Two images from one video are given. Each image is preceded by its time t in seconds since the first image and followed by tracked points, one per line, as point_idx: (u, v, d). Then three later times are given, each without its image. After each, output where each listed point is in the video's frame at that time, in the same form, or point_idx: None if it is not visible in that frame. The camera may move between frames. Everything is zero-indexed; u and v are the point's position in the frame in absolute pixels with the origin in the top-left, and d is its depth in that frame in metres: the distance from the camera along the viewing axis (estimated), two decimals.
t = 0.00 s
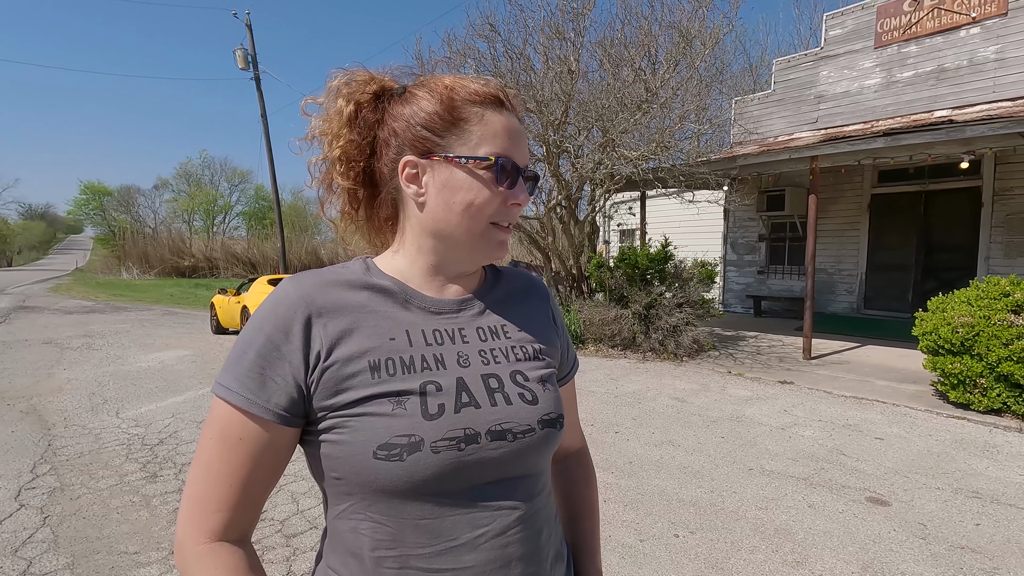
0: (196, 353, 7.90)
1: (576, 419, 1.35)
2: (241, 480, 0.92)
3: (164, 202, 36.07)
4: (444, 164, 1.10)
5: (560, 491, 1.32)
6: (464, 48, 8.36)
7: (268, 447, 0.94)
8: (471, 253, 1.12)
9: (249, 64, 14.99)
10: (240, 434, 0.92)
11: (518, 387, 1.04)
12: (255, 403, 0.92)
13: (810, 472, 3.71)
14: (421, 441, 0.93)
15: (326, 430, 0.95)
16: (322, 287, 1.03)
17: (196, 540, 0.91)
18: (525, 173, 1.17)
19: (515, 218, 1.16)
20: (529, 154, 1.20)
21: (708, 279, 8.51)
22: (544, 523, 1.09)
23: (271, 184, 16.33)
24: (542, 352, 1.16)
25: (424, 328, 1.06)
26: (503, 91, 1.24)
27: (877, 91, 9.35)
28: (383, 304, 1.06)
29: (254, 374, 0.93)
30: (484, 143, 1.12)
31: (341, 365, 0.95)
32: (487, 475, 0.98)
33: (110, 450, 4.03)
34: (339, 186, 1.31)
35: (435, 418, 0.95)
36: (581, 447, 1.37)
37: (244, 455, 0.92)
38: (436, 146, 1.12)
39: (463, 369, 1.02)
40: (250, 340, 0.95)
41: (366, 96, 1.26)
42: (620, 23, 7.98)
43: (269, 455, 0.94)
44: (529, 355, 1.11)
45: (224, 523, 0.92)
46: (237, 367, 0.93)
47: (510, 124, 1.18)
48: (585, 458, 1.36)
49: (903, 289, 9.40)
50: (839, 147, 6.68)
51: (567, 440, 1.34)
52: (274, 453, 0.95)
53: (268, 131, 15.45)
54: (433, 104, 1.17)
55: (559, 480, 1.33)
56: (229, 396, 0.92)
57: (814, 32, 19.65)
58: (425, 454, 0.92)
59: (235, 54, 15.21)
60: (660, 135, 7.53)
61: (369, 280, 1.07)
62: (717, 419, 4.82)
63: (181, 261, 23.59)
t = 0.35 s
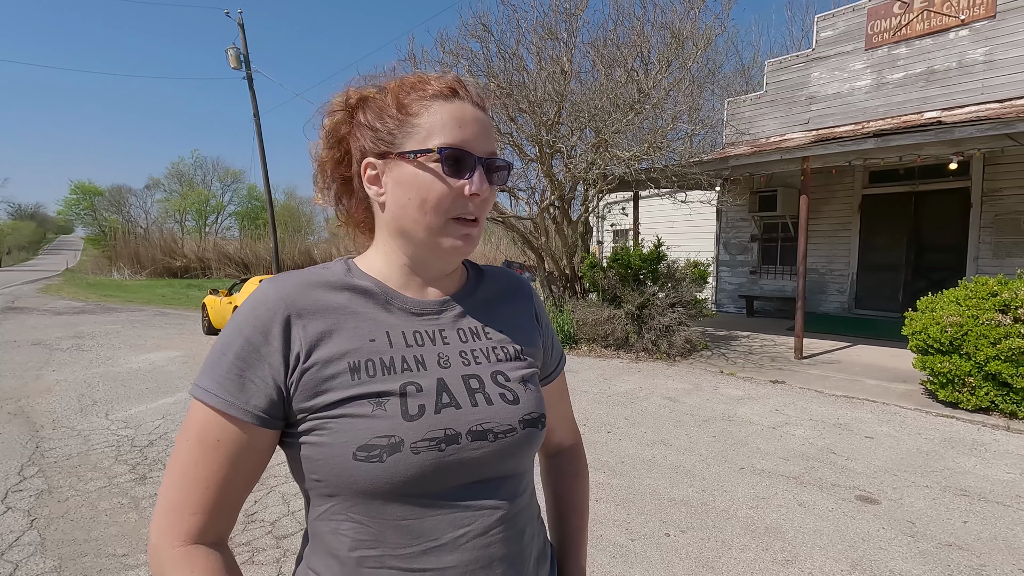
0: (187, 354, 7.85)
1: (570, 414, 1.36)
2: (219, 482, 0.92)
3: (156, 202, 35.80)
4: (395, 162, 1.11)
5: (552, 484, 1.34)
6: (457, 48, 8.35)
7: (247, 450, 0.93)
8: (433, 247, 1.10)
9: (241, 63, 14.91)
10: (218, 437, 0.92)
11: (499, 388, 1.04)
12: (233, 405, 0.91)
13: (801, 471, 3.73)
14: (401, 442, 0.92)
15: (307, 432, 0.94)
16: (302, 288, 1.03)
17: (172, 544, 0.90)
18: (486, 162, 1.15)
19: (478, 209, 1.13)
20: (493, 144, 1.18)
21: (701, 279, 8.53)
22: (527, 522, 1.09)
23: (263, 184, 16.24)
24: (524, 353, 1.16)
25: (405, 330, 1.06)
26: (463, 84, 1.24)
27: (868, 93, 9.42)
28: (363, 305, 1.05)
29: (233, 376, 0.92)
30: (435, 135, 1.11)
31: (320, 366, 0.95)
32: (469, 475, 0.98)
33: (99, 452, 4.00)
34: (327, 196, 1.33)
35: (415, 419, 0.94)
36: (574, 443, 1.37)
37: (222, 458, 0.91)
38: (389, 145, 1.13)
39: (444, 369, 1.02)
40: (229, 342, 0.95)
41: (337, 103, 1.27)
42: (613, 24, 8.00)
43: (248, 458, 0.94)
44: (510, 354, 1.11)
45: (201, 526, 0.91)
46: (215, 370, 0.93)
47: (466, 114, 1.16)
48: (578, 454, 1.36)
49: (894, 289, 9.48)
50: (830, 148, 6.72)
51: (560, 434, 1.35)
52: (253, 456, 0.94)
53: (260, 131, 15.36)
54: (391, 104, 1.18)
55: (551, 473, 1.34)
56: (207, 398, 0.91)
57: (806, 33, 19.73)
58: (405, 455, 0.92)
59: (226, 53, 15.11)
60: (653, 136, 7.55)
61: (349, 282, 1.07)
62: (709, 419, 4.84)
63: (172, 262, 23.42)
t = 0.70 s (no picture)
0: (181, 354, 7.82)
1: (552, 417, 1.36)
2: (206, 478, 0.92)
3: (150, 201, 35.59)
4: (404, 165, 1.11)
5: (536, 487, 1.34)
6: (453, 48, 8.35)
7: (232, 446, 0.94)
8: (433, 252, 1.12)
9: (236, 63, 14.87)
10: (203, 433, 0.92)
11: (480, 383, 1.05)
12: (216, 402, 0.92)
13: (793, 469, 3.76)
14: (378, 436, 0.93)
15: (286, 429, 0.95)
16: (283, 286, 1.03)
17: (162, 539, 0.91)
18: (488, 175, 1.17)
19: (478, 220, 1.15)
20: (496, 156, 1.20)
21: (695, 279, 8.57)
22: (511, 519, 1.09)
23: (258, 184, 16.19)
24: (513, 349, 1.17)
25: (386, 326, 1.06)
26: (469, 94, 1.25)
27: (861, 94, 9.48)
28: (344, 302, 1.06)
29: (216, 373, 0.93)
30: (446, 143, 1.12)
31: (300, 363, 0.96)
32: (449, 470, 0.98)
33: (92, 452, 3.99)
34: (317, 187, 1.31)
35: (393, 414, 0.95)
36: (557, 445, 1.38)
37: (207, 454, 0.92)
38: (398, 147, 1.13)
39: (424, 365, 1.03)
40: (210, 341, 0.96)
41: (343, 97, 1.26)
42: (608, 24, 8.02)
43: (234, 452, 0.94)
44: (493, 350, 1.12)
45: (190, 522, 0.92)
46: (197, 367, 0.93)
47: (474, 126, 1.18)
48: (562, 454, 1.37)
49: (886, 288, 9.54)
50: (822, 149, 6.77)
51: (543, 437, 1.35)
52: (238, 452, 0.95)
53: (255, 130, 15.32)
54: (400, 106, 1.17)
55: (535, 476, 1.35)
56: (191, 395, 0.92)
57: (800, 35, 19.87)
58: (382, 449, 0.93)
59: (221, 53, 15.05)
60: (648, 136, 7.58)
61: (331, 280, 1.08)
62: (702, 418, 4.87)
63: (166, 262, 23.30)
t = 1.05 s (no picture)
0: (178, 353, 7.81)
1: (552, 417, 1.38)
2: (210, 475, 0.93)
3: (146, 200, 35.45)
4: (405, 167, 1.12)
5: (536, 487, 1.36)
6: (450, 48, 8.35)
7: (236, 442, 0.95)
8: (434, 250, 1.13)
9: (233, 62, 14.83)
10: (208, 430, 0.93)
11: (480, 381, 1.07)
12: (221, 400, 0.93)
13: (788, 468, 3.79)
14: (381, 432, 0.94)
15: (290, 426, 0.96)
16: (287, 287, 1.05)
17: (168, 534, 0.92)
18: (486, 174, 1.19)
19: (477, 219, 1.17)
20: (491, 156, 1.22)
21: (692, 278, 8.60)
22: (509, 515, 1.11)
23: (255, 183, 16.15)
24: (512, 348, 1.19)
25: (388, 326, 1.08)
26: (465, 99, 1.27)
27: (857, 94, 9.52)
28: (347, 303, 1.07)
29: (222, 371, 0.94)
30: (446, 145, 1.14)
31: (304, 362, 0.97)
32: (450, 466, 1.00)
33: (90, 452, 3.99)
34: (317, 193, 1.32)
35: (395, 411, 0.97)
36: (557, 445, 1.39)
37: (212, 451, 0.93)
38: (397, 151, 1.14)
39: (425, 363, 1.04)
40: (217, 340, 0.97)
41: (342, 104, 1.27)
42: (605, 24, 8.03)
43: (238, 450, 0.95)
44: (494, 349, 1.13)
45: (195, 517, 0.93)
46: (204, 366, 0.95)
47: (473, 128, 1.20)
48: (561, 454, 1.39)
49: (882, 288, 9.59)
50: (818, 150, 6.80)
51: (543, 436, 1.37)
52: (242, 449, 0.96)
53: (252, 130, 15.28)
54: (399, 111, 1.19)
55: (535, 475, 1.37)
56: (197, 393, 0.93)
57: (797, 35, 19.92)
58: (384, 445, 0.94)
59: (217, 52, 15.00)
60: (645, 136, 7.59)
61: (334, 281, 1.09)
62: (699, 417, 4.89)
63: (162, 261, 23.22)
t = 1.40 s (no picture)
0: (177, 352, 7.81)
1: (556, 415, 1.40)
2: (225, 458, 0.95)
3: (144, 199, 35.39)
4: (365, 175, 1.17)
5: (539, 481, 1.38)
6: (449, 47, 8.35)
7: (251, 428, 0.97)
8: (397, 249, 1.13)
9: (232, 60, 14.81)
10: (224, 416, 0.96)
11: (483, 377, 1.09)
12: (237, 387, 0.95)
13: (786, 466, 3.81)
14: (386, 423, 0.97)
15: (300, 414, 0.99)
16: (300, 281, 1.07)
17: (182, 514, 0.94)
18: (443, 160, 1.14)
19: (438, 209, 1.12)
20: (450, 140, 1.15)
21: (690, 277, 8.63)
22: (508, 508, 1.12)
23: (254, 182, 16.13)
24: (514, 347, 1.20)
25: (396, 321, 1.09)
26: (429, 86, 1.22)
27: (855, 94, 9.55)
28: (358, 298, 1.09)
29: (238, 359, 0.96)
30: (391, 140, 1.13)
31: (313, 354, 0.99)
32: (452, 458, 1.02)
33: (89, 449, 4.00)
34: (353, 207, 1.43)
35: (401, 403, 0.99)
36: (560, 441, 1.41)
37: (229, 435, 0.95)
38: (360, 162, 1.19)
39: (432, 358, 1.06)
40: (235, 330, 1.00)
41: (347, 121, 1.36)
42: (604, 24, 8.04)
43: (253, 436, 0.98)
44: (497, 347, 1.15)
45: (209, 500, 0.95)
46: (221, 353, 0.97)
47: (429, 114, 1.16)
48: (563, 452, 1.41)
49: (879, 288, 9.63)
50: (816, 149, 6.83)
51: (546, 432, 1.39)
52: (257, 434, 0.98)
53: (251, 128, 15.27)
54: (362, 121, 1.22)
55: (538, 470, 1.39)
56: (214, 380, 0.96)
57: (796, 35, 19.95)
58: (388, 435, 0.96)
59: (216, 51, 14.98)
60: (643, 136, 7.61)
61: (346, 277, 1.11)
62: (697, 415, 4.91)
63: (161, 260, 23.19)
